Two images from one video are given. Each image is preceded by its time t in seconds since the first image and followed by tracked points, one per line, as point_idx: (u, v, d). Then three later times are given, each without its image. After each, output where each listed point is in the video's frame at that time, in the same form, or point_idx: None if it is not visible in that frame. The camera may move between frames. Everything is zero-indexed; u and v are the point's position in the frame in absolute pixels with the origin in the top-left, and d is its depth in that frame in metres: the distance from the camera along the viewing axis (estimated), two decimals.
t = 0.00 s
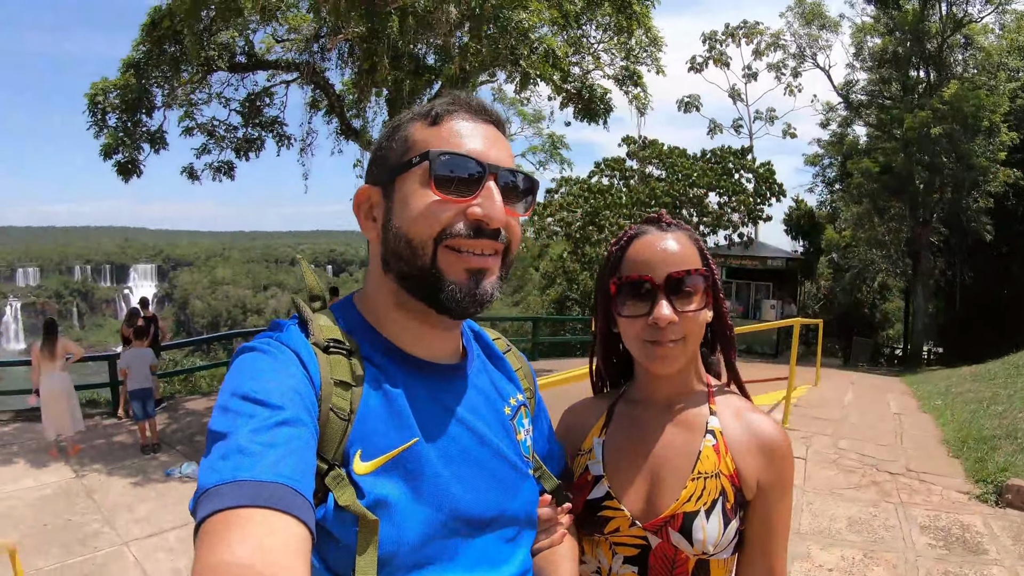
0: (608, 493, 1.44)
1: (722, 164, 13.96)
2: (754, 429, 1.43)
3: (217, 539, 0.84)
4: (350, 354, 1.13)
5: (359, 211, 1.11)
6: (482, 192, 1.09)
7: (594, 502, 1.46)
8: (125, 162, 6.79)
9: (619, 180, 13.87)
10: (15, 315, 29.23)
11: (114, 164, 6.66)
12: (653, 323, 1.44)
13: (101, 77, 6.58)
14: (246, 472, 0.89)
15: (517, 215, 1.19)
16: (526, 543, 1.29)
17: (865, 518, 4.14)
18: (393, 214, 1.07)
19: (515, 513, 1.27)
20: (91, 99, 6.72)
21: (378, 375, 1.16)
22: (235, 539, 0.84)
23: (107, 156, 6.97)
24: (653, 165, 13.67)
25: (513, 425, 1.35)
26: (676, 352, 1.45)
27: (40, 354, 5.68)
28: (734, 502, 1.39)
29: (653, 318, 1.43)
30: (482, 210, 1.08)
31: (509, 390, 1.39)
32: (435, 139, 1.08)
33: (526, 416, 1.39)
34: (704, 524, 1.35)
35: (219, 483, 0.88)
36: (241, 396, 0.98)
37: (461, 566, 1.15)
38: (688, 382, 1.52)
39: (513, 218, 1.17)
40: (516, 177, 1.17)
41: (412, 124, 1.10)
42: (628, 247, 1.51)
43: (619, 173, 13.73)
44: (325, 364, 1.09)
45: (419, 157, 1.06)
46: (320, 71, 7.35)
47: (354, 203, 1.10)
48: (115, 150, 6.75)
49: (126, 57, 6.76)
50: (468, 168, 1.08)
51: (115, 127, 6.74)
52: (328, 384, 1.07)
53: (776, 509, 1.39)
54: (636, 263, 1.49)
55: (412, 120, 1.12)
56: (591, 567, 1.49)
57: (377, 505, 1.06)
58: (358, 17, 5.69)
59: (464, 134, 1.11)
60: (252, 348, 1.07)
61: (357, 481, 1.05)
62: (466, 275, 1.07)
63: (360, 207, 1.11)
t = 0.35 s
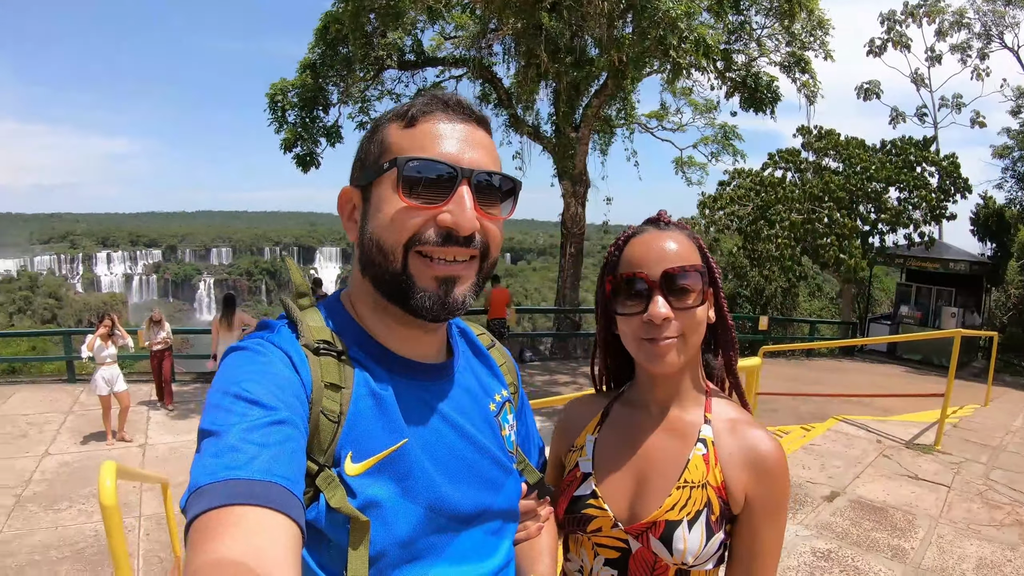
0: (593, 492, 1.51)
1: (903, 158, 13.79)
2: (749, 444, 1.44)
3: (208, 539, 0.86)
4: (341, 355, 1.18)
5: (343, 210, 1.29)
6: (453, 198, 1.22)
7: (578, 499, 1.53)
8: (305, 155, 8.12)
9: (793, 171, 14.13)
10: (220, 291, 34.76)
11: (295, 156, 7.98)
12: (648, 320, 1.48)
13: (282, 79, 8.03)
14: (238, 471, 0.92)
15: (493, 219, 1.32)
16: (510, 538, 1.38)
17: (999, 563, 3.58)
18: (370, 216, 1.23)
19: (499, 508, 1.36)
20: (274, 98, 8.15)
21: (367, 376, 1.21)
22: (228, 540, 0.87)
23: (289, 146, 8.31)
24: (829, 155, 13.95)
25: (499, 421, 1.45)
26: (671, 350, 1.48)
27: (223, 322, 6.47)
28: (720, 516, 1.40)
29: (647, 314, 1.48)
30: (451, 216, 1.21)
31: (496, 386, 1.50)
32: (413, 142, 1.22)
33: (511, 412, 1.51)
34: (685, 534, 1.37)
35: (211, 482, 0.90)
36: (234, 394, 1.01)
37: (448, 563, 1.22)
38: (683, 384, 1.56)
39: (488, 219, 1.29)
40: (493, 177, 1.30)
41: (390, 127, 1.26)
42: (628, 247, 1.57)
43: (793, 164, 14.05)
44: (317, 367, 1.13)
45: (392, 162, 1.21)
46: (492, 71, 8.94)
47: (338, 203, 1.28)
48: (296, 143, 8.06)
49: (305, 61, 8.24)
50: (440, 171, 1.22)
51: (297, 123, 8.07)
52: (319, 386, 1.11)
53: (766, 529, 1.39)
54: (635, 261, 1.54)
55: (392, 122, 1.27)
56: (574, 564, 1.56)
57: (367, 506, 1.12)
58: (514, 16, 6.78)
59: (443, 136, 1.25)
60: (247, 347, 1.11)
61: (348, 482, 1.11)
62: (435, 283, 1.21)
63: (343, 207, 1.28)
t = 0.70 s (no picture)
0: (577, 473, 1.73)
1: None
2: (717, 431, 1.71)
3: (212, 548, 0.96)
4: (335, 368, 1.27)
5: (331, 219, 1.39)
6: (450, 212, 1.35)
7: (563, 479, 1.75)
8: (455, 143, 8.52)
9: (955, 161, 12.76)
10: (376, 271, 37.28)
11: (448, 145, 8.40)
12: (661, 313, 1.66)
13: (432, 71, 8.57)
14: (240, 483, 1.02)
15: (485, 228, 1.45)
16: (503, 534, 1.52)
17: None
18: (364, 230, 1.34)
19: (493, 506, 1.50)
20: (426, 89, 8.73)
21: (362, 387, 1.32)
22: (233, 550, 0.96)
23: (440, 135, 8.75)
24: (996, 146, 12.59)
25: (487, 422, 1.59)
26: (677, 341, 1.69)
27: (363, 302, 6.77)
28: (691, 492, 1.67)
29: (662, 307, 1.65)
30: (451, 229, 1.34)
31: (482, 389, 1.65)
32: (407, 155, 1.35)
33: (497, 410, 1.67)
34: (663, 510, 1.63)
35: (214, 495, 1.00)
36: (236, 410, 1.10)
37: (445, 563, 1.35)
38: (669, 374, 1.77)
39: (480, 228, 1.43)
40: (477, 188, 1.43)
41: (380, 139, 1.37)
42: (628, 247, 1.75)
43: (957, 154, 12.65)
44: (315, 380, 1.22)
45: (386, 176, 1.33)
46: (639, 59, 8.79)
47: (330, 214, 1.39)
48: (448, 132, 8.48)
49: (455, 51, 8.59)
50: (431, 183, 1.34)
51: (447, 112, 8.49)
52: (320, 401, 1.20)
53: (725, 500, 1.68)
54: (639, 260, 1.72)
55: (381, 134, 1.38)
56: (555, 534, 1.79)
57: (373, 513, 1.23)
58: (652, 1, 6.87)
59: (433, 149, 1.38)
60: (248, 362, 1.20)
61: (352, 491, 1.22)
62: (433, 294, 1.34)
63: (333, 216, 1.39)
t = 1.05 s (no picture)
0: (575, 458, 1.77)
1: None
2: (697, 402, 1.83)
3: (203, 554, 0.89)
4: (326, 369, 1.14)
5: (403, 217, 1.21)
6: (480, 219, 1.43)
7: (562, 465, 1.77)
8: (536, 131, 8.63)
9: None
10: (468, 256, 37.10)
11: (529, 133, 8.54)
12: (638, 306, 1.70)
13: (512, 59, 8.64)
14: (236, 488, 0.94)
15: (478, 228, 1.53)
16: (478, 517, 1.47)
17: None
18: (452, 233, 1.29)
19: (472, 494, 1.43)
20: (503, 77, 8.85)
21: (354, 386, 1.20)
22: (220, 555, 0.89)
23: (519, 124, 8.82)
24: None
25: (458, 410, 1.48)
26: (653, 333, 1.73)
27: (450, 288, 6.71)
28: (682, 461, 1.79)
29: (638, 302, 1.69)
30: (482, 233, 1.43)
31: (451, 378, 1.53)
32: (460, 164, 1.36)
33: (466, 400, 1.55)
34: (661, 480, 1.73)
35: (208, 498, 0.92)
36: (234, 414, 1.01)
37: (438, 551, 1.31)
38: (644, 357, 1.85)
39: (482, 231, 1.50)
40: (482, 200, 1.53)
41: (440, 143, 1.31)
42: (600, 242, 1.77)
43: None
44: (308, 383, 1.10)
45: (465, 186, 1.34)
46: (721, 42, 8.40)
47: (420, 212, 1.22)
48: (528, 121, 8.59)
49: (534, 39, 8.59)
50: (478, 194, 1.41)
51: (527, 101, 8.58)
52: (315, 404, 1.09)
53: (711, 462, 1.81)
54: (611, 254, 1.75)
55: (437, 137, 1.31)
56: (558, 521, 1.81)
57: (372, 510, 1.16)
58: None
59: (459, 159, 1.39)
60: (240, 365, 1.08)
61: (350, 490, 1.13)
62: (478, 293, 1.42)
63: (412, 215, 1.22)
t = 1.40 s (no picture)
0: (573, 469, 1.67)
1: None
2: (708, 419, 1.66)
3: (210, 556, 0.86)
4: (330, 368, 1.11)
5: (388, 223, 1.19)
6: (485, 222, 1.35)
7: (559, 476, 1.68)
8: (590, 125, 8.52)
9: None
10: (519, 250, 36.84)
11: (582, 127, 8.44)
12: (624, 315, 1.63)
13: (567, 53, 8.53)
14: (243, 489, 0.90)
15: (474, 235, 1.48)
16: (484, 512, 1.43)
17: None
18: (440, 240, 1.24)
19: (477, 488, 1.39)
20: (558, 71, 8.79)
21: (358, 384, 1.16)
22: (229, 556, 0.86)
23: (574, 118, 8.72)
24: None
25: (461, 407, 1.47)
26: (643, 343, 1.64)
27: (504, 281, 6.98)
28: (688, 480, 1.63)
29: (624, 310, 1.63)
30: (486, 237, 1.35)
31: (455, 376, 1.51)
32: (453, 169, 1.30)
33: (467, 397, 1.54)
34: (661, 500, 1.59)
35: (219, 498, 0.89)
36: (240, 414, 0.96)
37: (446, 544, 1.27)
38: (649, 368, 1.73)
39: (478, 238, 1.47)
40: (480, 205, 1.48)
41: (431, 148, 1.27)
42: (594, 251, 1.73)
43: None
44: (312, 383, 1.06)
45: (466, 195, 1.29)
46: (778, 35, 8.06)
47: (404, 220, 1.18)
48: (581, 115, 8.49)
49: (589, 33, 8.38)
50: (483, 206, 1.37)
51: (581, 95, 8.48)
52: (318, 404, 1.05)
53: (721, 484, 1.63)
54: (603, 262, 1.69)
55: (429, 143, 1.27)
56: (556, 533, 1.73)
57: (381, 507, 1.11)
58: None
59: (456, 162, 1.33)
60: (244, 366, 1.04)
61: (356, 489, 1.08)
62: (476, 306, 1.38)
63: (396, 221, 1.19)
